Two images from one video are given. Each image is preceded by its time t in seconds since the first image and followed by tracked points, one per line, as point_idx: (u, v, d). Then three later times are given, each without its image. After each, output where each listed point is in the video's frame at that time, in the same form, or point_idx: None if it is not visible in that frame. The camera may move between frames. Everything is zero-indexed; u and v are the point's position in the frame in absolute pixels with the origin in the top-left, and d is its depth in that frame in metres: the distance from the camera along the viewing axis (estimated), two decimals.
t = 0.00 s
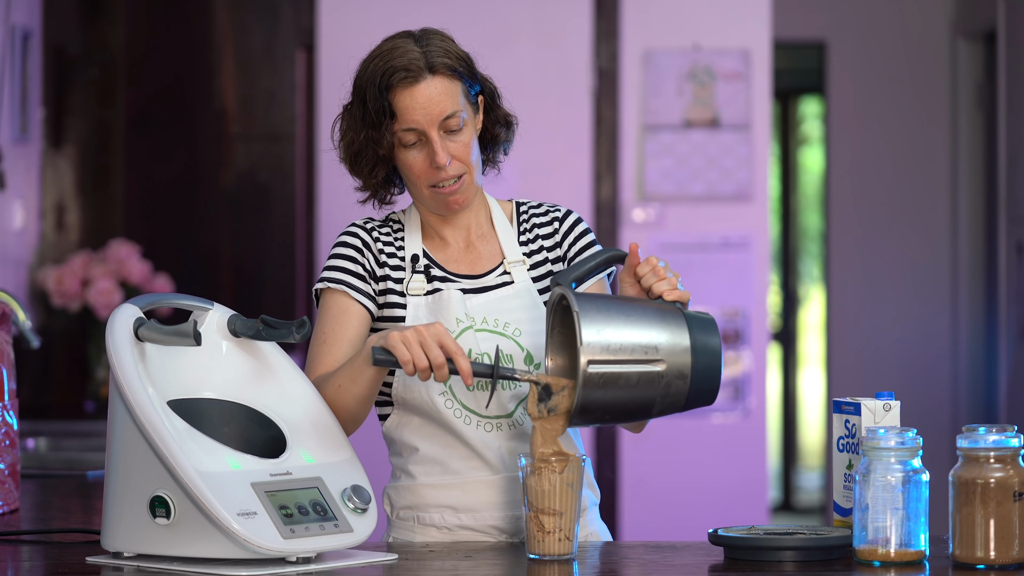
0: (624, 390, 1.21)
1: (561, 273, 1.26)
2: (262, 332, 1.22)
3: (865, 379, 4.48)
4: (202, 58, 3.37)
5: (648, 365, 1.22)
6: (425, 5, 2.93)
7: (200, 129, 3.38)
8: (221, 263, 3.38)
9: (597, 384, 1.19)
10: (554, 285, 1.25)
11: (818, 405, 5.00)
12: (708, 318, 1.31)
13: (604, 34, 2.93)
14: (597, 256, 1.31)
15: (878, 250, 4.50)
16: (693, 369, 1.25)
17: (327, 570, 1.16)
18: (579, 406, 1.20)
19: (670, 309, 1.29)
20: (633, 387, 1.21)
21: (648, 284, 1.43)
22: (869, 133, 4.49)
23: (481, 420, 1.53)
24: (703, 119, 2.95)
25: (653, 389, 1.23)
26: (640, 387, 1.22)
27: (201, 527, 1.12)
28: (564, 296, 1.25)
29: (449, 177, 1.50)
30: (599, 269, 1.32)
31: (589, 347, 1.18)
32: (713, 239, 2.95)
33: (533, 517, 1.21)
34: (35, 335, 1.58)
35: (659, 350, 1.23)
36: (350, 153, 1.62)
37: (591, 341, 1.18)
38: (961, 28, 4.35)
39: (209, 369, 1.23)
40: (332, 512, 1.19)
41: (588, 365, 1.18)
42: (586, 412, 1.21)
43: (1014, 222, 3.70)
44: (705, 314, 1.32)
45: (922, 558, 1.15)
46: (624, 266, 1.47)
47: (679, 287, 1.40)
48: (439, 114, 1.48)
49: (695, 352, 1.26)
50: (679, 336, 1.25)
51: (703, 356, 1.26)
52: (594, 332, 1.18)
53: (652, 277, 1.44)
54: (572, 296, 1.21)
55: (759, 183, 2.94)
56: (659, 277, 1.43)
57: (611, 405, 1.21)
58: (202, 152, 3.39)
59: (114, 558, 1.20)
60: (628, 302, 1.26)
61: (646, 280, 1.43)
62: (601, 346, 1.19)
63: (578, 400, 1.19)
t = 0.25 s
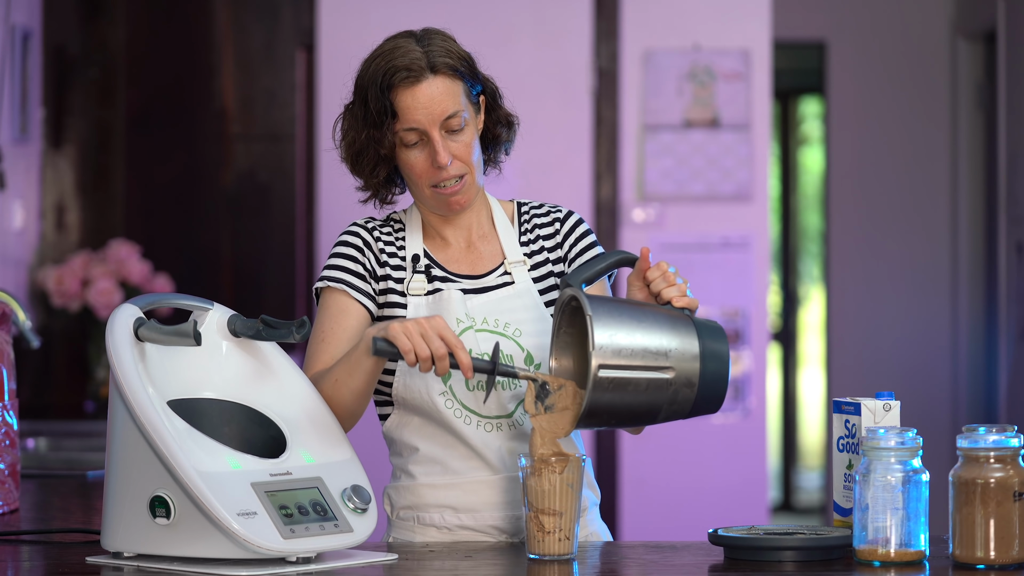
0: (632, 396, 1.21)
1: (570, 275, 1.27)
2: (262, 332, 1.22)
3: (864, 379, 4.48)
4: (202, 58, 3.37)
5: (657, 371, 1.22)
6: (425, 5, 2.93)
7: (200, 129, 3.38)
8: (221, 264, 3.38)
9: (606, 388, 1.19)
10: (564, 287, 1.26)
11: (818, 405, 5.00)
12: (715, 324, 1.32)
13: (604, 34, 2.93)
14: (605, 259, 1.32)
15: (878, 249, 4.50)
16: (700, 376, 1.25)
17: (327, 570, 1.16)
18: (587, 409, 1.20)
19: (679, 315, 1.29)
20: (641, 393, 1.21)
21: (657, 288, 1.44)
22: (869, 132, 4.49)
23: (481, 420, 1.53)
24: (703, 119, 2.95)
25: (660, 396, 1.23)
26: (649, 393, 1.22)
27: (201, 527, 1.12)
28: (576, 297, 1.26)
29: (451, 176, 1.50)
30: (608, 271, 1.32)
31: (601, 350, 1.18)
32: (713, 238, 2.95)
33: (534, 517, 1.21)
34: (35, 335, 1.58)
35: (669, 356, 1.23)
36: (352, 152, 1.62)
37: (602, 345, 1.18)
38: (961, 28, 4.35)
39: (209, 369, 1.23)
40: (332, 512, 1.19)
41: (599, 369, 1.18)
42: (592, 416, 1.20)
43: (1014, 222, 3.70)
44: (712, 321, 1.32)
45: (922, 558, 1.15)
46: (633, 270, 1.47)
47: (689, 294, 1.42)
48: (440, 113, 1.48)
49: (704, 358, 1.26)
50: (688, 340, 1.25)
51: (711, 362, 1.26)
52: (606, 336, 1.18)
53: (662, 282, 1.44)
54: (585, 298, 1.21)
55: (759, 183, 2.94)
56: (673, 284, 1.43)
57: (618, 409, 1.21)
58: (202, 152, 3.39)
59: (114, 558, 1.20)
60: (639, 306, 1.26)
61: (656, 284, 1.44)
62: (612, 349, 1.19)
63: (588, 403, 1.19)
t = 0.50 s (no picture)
0: (627, 395, 1.21)
1: (566, 273, 1.26)
2: (262, 332, 1.22)
3: (864, 379, 4.48)
4: (202, 58, 3.37)
5: (652, 370, 1.22)
6: (425, 6, 2.93)
7: (200, 129, 3.38)
8: (221, 264, 3.38)
9: (600, 388, 1.19)
10: (560, 286, 1.26)
11: (818, 405, 5.00)
12: (713, 321, 1.31)
13: (604, 35, 2.93)
14: (601, 257, 1.31)
15: (878, 249, 4.50)
16: (697, 374, 1.25)
17: (327, 570, 1.16)
18: (580, 408, 1.20)
19: (674, 311, 1.29)
20: (637, 392, 1.22)
21: (655, 284, 1.43)
22: (868, 132, 4.50)
23: (482, 418, 1.54)
24: (703, 119, 2.95)
25: (655, 394, 1.23)
26: (644, 392, 1.22)
27: (201, 527, 1.12)
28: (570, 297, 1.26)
29: (453, 177, 1.50)
30: (606, 268, 1.32)
31: (594, 350, 1.18)
32: (713, 239, 2.95)
33: (534, 517, 1.21)
34: (35, 335, 1.58)
35: (663, 355, 1.22)
36: (353, 153, 1.61)
37: (595, 344, 1.18)
38: (961, 28, 4.35)
39: (209, 369, 1.23)
40: (332, 512, 1.19)
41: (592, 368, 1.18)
42: (588, 415, 1.21)
43: (1014, 222, 3.70)
44: (709, 317, 1.32)
45: (922, 558, 1.15)
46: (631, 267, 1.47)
47: (686, 290, 1.40)
48: (443, 114, 1.48)
49: (700, 355, 1.26)
50: (683, 336, 1.25)
51: (707, 358, 1.26)
52: (598, 335, 1.19)
53: (659, 278, 1.43)
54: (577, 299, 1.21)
55: (759, 183, 2.94)
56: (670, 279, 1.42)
57: (613, 408, 1.22)
58: (202, 152, 3.39)
59: (114, 558, 1.20)
60: (634, 304, 1.26)
61: (653, 280, 1.43)
62: (605, 348, 1.19)
63: (581, 402, 1.19)
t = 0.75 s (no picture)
0: (627, 392, 1.21)
1: (569, 270, 1.25)
2: (262, 332, 1.22)
3: (864, 379, 4.48)
4: (202, 58, 3.37)
5: (653, 367, 1.22)
6: (425, 6, 2.93)
7: (200, 129, 3.38)
8: (221, 264, 3.38)
9: (600, 384, 1.19)
10: (562, 283, 1.25)
11: (818, 405, 5.00)
12: (715, 322, 1.31)
13: (604, 35, 2.93)
14: (607, 254, 1.29)
15: (878, 249, 4.50)
16: (699, 371, 1.25)
17: (327, 570, 1.16)
18: (581, 405, 1.20)
19: (676, 310, 1.29)
20: (637, 389, 1.21)
21: (657, 284, 1.44)
22: (868, 133, 4.49)
23: (482, 415, 1.54)
24: (703, 119, 2.95)
25: (655, 392, 1.23)
26: (645, 389, 1.22)
27: (201, 527, 1.12)
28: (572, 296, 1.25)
29: (464, 177, 1.51)
30: (610, 266, 1.29)
31: (594, 346, 1.18)
32: (713, 238, 2.95)
33: (533, 517, 1.21)
34: (35, 335, 1.58)
35: (664, 352, 1.22)
36: (365, 149, 1.62)
37: (596, 340, 1.18)
38: (961, 27, 4.35)
39: (209, 369, 1.23)
40: (332, 511, 1.19)
41: (592, 364, 1.18)
42: (588, 412, 1.20)
43: (1014, 222, 3.70)
44: (712, 318, 1.31)
45: (922, 558, 1.15)
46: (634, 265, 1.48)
47: (689, 289, 1.40)
48: (456, 113, 1.49)
49: (701, 355, 1.25)
50: (685, 336, 1.25)
51: (707, 359, 1.26)
52: (600, 331, 1.19)
53: (661, 278, 1.44)
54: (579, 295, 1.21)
55: (759, 183, 2.94)
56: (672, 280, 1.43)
57: (614, 406, 1.21)
58: (201, 153, 3.39)
59: (114, 558, 1.20)
60: (636, 302, 1.25)
61: (655, 280, 1.44)
62: (606, 345, 1.19)
63: (582, 399, 1.19)
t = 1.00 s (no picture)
0: (633, 394, 1.21)
1: (580, 271, 1.27)
2: (262, 332, 1.22)
3: (864, 379, 4.48)
4: (202, 58, 3.37)
5: (660, 373, 1.22)
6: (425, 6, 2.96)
7: (200, 129, 3.38)
8: (221, 264, 3.38)
9: (607, 385, 1.19)
10: (574, 283, 1.26)
11: (818, 405, 5.00)
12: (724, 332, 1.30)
13: (604, 34, 2.94)
14: (616, 259, 1.30)
15: (877, 249, 4.50)
16: (704, 381, 1.24)
17: (327, 570, 1.16)
18: (586, 404, 1.20)
19: (686, 319, 1.28)
20: (643, 392, 1.21)
21: (667, 291, 1.42)
22: (869, 133, 4.49)
23: (484, 414, 1.54)
24: (704, 119, 2.96)
25: (661, 397, 1.23)
26: (650, 394, 1.22)
27: (201, 527, 1.12)
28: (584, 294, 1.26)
29: (477, 173, 1.51)
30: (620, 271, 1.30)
31: (604, 347, 1.18)
32: (713, 239, 2.96)
33: (533, 517, 1.21)
34: (35, 335, 1.58)
35: (672, 358, 1.22)
36: (380, 143, 1.61)
37: (605, 341, 1.18)
38: (961, 28, 4.35)
39: (209, 369, 1.23)
40: (332, 511, 1.19)
41: (601, 365, 1.19)
42: (592, 412, 1.21)
43: (1014, 222, 3.70)
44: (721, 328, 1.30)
45: (922, 558, 1.15)
46: (644, 272, 1.46)
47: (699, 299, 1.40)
48: (473, 109, 1.49)
49: (708, 363, 1.25)
50: (693, 344, 1.24)
51: (714, 366, 1.25)
52: (610, 332, 1.19)
53: (672, 285, 1.42)
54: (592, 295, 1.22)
55: (759, 183, 2.95)
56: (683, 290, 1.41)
57: (618, 407, 1.21)
58: (201, 152, 3.39)
59: (114, 558, 1.20)
60: (647, 306, 1.25)
61: (665, 287, 1.42)
62: (615, 346, 1.19)
63: (588, 398, 1.20)
